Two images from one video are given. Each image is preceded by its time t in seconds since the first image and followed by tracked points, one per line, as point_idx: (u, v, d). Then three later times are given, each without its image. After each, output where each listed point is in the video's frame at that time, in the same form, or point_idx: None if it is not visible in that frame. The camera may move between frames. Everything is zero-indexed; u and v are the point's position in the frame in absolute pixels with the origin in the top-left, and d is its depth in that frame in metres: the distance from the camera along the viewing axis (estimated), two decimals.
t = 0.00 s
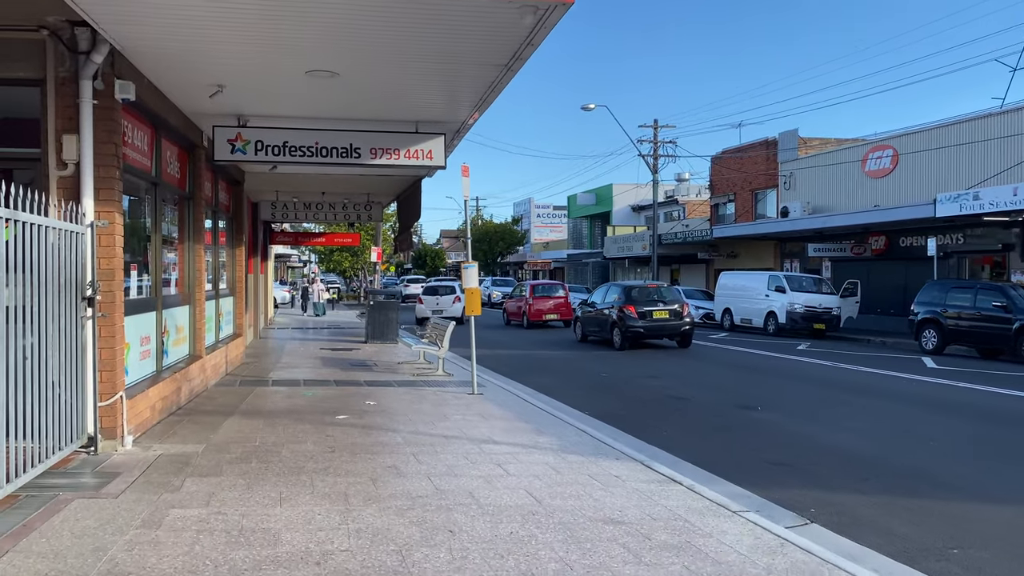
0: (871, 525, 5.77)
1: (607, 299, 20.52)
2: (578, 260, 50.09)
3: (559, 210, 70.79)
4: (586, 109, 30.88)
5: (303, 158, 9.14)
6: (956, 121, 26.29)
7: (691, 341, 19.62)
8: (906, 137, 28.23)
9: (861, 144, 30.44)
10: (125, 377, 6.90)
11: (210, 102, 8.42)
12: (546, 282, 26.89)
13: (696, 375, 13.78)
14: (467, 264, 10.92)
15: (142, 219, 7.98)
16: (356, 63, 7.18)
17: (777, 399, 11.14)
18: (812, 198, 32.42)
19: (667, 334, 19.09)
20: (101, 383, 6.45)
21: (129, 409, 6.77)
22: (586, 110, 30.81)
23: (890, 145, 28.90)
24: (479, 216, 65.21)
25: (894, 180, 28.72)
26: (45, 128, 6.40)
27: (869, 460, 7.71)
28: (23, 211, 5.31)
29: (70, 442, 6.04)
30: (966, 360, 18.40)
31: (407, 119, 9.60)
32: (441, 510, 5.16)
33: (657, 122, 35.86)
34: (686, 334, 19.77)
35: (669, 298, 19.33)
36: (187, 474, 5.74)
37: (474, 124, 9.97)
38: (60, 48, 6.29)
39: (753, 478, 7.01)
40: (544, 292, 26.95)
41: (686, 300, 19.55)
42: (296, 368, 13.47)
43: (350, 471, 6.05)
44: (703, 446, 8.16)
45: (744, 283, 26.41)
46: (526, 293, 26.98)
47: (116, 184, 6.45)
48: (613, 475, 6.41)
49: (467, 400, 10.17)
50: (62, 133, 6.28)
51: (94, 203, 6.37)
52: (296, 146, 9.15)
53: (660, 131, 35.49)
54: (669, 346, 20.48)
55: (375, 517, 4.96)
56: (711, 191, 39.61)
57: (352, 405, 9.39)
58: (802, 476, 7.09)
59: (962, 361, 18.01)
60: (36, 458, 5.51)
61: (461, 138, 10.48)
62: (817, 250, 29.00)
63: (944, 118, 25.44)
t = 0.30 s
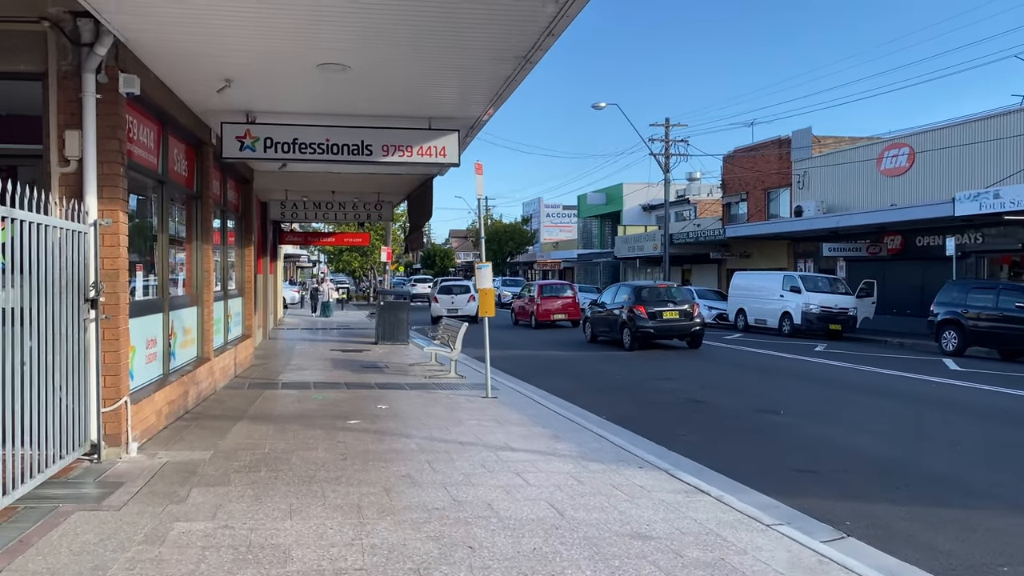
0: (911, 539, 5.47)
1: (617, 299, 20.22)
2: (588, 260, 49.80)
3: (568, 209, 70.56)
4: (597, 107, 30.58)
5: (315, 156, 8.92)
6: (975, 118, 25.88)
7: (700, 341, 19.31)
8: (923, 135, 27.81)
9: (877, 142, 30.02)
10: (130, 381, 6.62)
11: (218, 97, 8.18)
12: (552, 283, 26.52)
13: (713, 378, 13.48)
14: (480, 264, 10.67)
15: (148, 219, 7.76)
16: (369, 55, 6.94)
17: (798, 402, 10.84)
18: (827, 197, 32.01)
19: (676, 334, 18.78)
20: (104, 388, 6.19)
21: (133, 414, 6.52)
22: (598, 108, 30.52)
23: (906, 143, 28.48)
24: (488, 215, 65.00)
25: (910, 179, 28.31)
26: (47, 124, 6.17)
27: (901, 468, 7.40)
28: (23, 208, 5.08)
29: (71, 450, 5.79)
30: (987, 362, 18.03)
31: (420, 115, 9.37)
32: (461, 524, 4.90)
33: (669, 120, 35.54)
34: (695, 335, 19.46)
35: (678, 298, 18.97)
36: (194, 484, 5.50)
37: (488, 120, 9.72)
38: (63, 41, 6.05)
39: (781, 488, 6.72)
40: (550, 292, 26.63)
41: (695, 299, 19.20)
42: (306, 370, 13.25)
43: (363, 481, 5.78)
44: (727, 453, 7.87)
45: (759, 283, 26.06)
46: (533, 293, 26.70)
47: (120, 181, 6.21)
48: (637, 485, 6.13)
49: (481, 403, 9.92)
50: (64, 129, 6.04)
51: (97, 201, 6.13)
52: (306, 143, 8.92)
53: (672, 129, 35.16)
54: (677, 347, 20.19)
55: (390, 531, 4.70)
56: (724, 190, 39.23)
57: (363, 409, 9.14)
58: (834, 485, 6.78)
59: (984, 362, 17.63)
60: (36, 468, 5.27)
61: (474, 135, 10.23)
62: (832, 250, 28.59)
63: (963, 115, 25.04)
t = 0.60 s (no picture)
0: (950, 551, 5.16)
1: (624, 299, 19.92)
2: (596, 260, 49.50)
3: (576, 209, 70.29)
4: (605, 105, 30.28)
5: (320, 151, 8.65)
6: (988, 115, 25.52)
7: (708, 341, 19.01)
8: (936, 133, 27.40)
9: (890, 140, 29.61)
10: (128, 383, 6.39)
11: (221, 90, 7.92)
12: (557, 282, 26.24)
13: (728, 379, 13.18)
14: (490, 262, 10.40)
15: (149, 217, 7.52)
16: (377, 43, 6.67)
17: (818, 405, 10.53)
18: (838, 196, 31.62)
19: (683, 334, 18.47)
20: (101, 392, 5.95)
21: (132, 418, 6.26)
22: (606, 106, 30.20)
23: (920, 141, 28.09)
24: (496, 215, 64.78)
25: (924, 177, 27.92)
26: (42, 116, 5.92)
27: (931, 475, 7.08)
28: (16, 203, 4.85)
29: (66, 456, 5.52)
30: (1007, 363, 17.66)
31: (429, 109, 9.10)
32: (473, 537, 4.62)
33: (678, 118, 35.19)
34: (703, 334, 19.16)
35: (685, 298, 18.76)
36: (193, 493, 5.23)
37: (499, 114, 9.42)
38: (58, 30, 5.81)
39: (807, 496, 6.42)
40: (555, 292, 26.34)
41: (703, 300, 19.01)
42: (313, 372, 13.01)
43: (370, 489, 5.51)
44: (749, 459, 7.56)
45: (770, 283, 25.72)
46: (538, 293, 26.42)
47: (118, 175, 5.96)
48: (657, 494, 5.84)
49: (491, 406, 9.63)
50: (59, 120, 5.79)
51: (94, 197, 5.89)
52: (312, 138, 8.65)
53: (681, 128, 34.81)
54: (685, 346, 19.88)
55: (399, 544, 4.43)
56: (733, 189, 38.85)
57: (371, 412, 8.87)
58: (863, 494, 6.47)
59: (1003, 364, 17.26)
60: (27, 476, 5.02)
61: (484, 129, 9.93)
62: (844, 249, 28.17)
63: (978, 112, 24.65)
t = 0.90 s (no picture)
0: (991, 567, 4.87)
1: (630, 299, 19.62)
2: (603, 260, 49.20)
3: (583, 208, 70.06)
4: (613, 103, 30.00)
5: (326, 147, 8.39)
6: (1004, 112, 25.11)
7: (715, 341, 18.72)
8: (950, 131, 27.03)
9: (902, 138, 29.23)
10: (126, 389, 6.13)
11: (223, 84, 7.66)
12: (561, 282, 25.94)
13: (743, 381, 12.86)
14: (500, 262, 10.11)
15: (149, 215, 7.27)
16: (384, 31, 6.40)
17: (838, 410, 10.21)
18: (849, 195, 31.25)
19: (689, 335, 18.17)
20: (95, 398, 5.68)
21: (129, 425, 6.00)
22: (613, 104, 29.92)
23: (933, 139, 27.72)
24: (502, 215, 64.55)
25: (937, 176, 27.55)
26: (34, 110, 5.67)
27: (964, 484, 6.77)
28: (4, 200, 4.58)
29: (58, 466, 5.25)
30: None
31: (438, 103, 8.82)
32: (487, 554, 4.35)
33: (686, 117, 34.84)
34: (709, 335, 18.87)
35: (692, 298, 18.44)
36: (191, 505, 4.96)
37: (511, 109, 9.13)
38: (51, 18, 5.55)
39: (835, 507, 6.12)
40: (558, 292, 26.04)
41: (709, 300, 18.69)
42: (319, 374, 12.75)
43: (377, 500, 5.23)
44: (771, 467, 7.27)
45: (781, 283, 25.39)
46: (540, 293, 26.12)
47: (113, 171, 5.70)
48: (679, 505, 5.55)
49: (502, 410, 9.35)
50: (52, 114, 5.53)
51: (89, 193, 5.62)
52: (317, 134, 8.38)
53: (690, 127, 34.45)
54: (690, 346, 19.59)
55: (409, 562, 4.16)
56: (742, 188, 38.49)
57: (378, 416, 8.59)
58: (893, 505, 6.17)
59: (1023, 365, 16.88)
60: (18, 487, 4.75)
61: (495, 125, 9.64)
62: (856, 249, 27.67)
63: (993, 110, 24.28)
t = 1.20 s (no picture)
0: None
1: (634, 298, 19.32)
2: (609, 260, 48.89)
3: (589, 208, 69.76)
4: (620, 101, 29.68)
5: (331, 143, 8.11)
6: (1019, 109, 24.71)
7: (720, 341, 18.41)
8: (963, 128, 26.65)
9: (914, 135, 28.84)
10: (121, 395, 5.85)
11: (224, 76, 7.38)
12: (561, 282, 25.65)
13: (758, 383, 12.54)
14: (510, 262, 9.81)
15: (147, 212, 7.00)
16: (391, 20, 6.10)
17: (859, 413, 9.88)
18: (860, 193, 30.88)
19: (694, 334, 17.87)
20: (89, 405, 5.41)
21: (124, 431, 5.73)
22: (620, 102, 29.62)
23: (945, 136, 27.34)
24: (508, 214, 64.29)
25: (950, 174, 27.17)
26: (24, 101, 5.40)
27: (1001, 494, 6.44)
28: None
29: (50, 475, 4.98)
30: None
31: (447, 97, 8.52)
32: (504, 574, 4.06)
33: (694, 115, 34.50)
34: (714, 334, 18.58)
35: (697, 298, 18.14)
36: (188, 519, 4.69)
37: (522, 102, 8.82)
38: (42, 5, 5.28)
39: (866, 518, 5.80)
40: (558, 291, 25.71)
41: (715, 300, 18.42)
42: (324, 376, 12.47)
43: (385, 513, 4.95)
44: (795, 475, 6.97)
45: (791, 283, 25.05)
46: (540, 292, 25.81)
47: (108, 165, 5.44)
48: (704, 518, 5.25)
49: (513, 414, 9.06)
50: (44, 105, 5.27)
51: (82, 189, 5.35)
52: (322, 129, 8.11)
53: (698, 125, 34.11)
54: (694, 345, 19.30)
55: None
56: (750, 187, 38.13)
57: (384, 421, 8.30)
58: (927, 517, 5.86)
59: None
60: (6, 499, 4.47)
61: (506, 119, 9.34)
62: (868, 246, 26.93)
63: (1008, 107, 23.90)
